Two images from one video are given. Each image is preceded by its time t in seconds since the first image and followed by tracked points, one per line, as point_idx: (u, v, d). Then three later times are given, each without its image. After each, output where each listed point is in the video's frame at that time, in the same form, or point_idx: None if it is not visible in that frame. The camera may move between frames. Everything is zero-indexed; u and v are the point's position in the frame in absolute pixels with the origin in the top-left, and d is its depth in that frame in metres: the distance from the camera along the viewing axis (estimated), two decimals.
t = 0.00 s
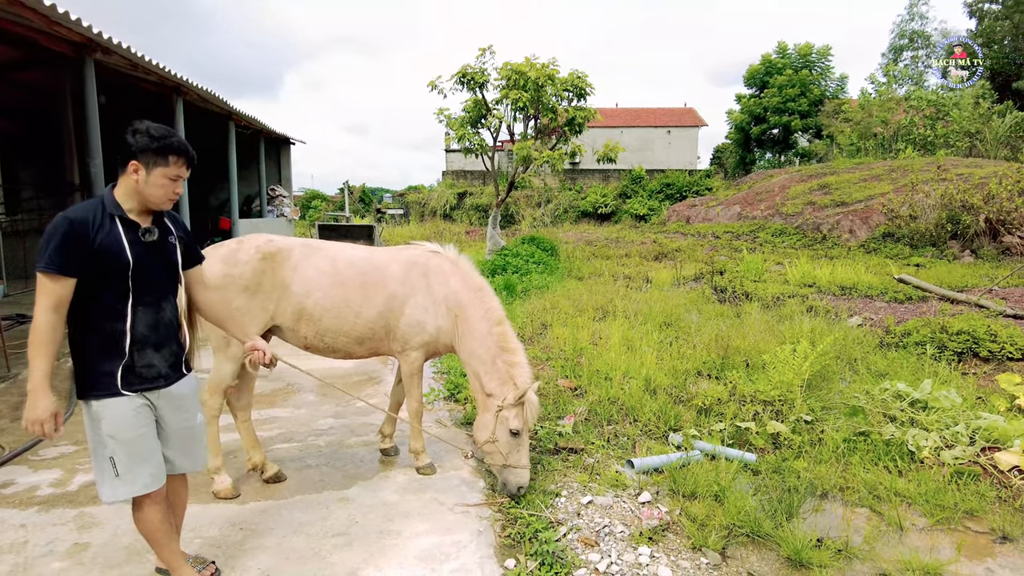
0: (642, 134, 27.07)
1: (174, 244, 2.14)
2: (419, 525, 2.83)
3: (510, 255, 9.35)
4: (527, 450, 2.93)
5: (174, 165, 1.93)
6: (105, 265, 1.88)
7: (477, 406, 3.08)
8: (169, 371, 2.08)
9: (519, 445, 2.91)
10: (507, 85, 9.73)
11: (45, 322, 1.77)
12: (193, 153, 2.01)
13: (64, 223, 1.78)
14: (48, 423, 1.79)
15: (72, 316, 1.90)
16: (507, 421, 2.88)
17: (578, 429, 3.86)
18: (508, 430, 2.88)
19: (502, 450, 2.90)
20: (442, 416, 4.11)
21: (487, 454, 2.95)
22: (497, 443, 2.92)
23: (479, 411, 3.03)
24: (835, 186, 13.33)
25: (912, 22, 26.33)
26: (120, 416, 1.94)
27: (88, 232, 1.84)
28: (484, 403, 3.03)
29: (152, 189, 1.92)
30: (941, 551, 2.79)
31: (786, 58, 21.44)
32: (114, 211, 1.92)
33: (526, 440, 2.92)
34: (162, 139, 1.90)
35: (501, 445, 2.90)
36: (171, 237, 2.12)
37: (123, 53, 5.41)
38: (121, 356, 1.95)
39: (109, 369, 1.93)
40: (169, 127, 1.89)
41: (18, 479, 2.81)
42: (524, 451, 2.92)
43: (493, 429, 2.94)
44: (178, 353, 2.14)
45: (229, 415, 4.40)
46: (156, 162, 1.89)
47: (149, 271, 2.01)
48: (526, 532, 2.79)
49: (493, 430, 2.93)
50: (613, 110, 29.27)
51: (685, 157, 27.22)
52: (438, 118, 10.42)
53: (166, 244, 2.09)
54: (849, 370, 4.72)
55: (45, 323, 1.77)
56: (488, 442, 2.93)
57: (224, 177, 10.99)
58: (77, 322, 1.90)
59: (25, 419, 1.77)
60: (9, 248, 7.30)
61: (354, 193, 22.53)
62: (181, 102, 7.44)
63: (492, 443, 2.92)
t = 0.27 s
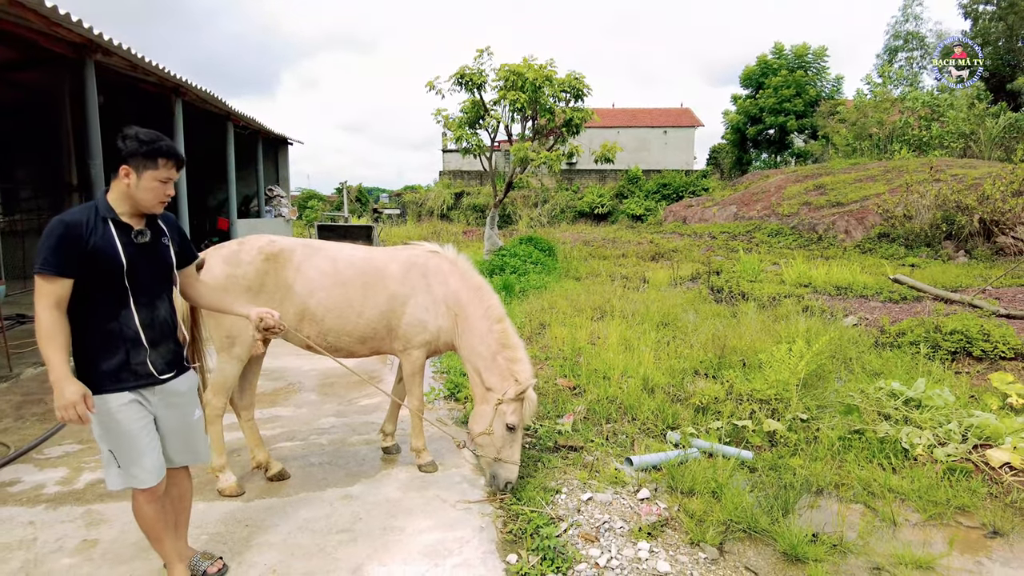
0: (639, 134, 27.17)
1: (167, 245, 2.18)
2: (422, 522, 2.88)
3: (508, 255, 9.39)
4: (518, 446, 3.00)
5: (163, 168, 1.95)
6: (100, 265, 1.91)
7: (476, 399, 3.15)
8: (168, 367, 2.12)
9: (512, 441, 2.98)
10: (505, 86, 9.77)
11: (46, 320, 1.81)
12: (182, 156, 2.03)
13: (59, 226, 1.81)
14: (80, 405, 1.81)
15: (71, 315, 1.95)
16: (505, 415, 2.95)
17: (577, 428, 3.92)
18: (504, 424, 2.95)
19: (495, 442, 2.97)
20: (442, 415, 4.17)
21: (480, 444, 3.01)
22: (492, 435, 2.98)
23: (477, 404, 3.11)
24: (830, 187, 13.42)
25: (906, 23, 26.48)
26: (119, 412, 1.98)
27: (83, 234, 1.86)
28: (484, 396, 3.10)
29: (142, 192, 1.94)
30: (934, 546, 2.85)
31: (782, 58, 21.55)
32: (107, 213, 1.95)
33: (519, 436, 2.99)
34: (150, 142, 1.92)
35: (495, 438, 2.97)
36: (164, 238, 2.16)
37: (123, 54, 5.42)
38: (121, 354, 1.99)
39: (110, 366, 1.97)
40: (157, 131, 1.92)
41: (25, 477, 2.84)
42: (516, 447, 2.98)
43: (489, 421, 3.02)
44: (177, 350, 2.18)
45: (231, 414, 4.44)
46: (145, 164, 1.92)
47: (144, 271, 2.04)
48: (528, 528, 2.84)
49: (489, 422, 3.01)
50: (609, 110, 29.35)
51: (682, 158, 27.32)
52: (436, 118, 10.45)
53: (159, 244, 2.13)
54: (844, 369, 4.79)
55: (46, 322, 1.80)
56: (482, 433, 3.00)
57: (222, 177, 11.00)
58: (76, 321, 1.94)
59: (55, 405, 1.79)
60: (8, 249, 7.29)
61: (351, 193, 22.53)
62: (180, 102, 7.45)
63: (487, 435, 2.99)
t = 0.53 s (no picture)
0: (636, 136, 27.28)
1: (155, 240, 2.28)
2: (425, 517, 2.94)
3: (506, 255, 9.46)
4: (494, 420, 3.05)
5: (138, 166, 2.05)
6: (92, 267, 2.02)
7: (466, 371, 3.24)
8: (169, 356, 2.22)
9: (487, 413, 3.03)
10: (504, 88, 9.85)
11: (47, 327, 1.93)
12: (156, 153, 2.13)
13: (46, 234, 1.91)
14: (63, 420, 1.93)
15: (69, 317, 2.04)
16: (480, 386, 3.02)
17: (575, 425, 4.00)
18: (478, 395, 3.01)
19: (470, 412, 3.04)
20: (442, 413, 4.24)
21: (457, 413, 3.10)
22: (469, 405, 3.07)
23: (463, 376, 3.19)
24: (826, 188, 13.53)
25: (901, 25, 26.68)
26: (104, 416, 2.05)
27: (72, 239, 1.96)
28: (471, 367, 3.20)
29: (122, 191, 2.04)
30: (923, 539, 2.93)
31: (778, 60, 21.69)
32: (92, 216, 2.04)
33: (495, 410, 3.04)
34: (124, 143, 2.02)
35: (470, 407, 3.05)
36: (150, 233, 2.27)
37: (125, 56, 5.48)
38: (122, 348, 2.09)
39: (110, 362, 2.06)
40: (128, 130, 2.00)
41: (33, 474, 2.90)
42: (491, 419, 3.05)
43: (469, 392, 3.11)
44: (176, 340, 2.28)
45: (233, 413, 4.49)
46: (122, 165, 2.02)
47: (134, 267, 2.15)
48: (528, 522, 2.90)
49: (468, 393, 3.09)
50: (607, 112, 29.47)
51: (679, 159, 27.43)
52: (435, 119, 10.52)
53: (147, 241, 2.23)
54: (838, 368, 4.87)
55: (47, 328, 1.93)
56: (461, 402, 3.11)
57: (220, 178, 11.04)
58: (75, 322, 2.05)
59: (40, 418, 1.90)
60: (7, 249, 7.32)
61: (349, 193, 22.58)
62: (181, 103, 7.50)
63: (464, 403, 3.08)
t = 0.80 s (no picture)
0: (635, 137, 27.39)
1: (127, 246, 2.31)
2: (430, 515, 3.01)
3: (506, 257, 9.52)
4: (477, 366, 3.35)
5: (102, 171, 2.08)
6: (62, 277, 2.04)
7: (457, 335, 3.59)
8: (143, 362, 2.27)
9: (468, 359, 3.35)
10: (504, 91, 9.94)
11: (19, 338, 1.97)
12: (119, 157, 2.15)
13: (13, 247, 1.93)
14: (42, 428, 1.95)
15: (42, 327, 2.08)
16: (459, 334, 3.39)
17: (577, 426, 4.07)
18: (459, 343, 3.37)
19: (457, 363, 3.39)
20: (445, 414, 4.32)
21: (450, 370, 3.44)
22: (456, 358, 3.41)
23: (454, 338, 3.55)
24: (824, 190, 13.63)
25: (897, 27, 26.83)
26: (73, 418, 2.08)
27: (40, 251, 1.99)
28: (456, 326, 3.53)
29: (87, 198, 2.06)
30: (918, 536, 3.00)
31: (776, 62, 21.80)
32: (58, 226, 2.06)
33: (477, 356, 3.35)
34: (85, 150, 2.04)
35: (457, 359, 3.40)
36: (122, 239, 2.29)
37: (129, 60, 5.55)
38: (95, 356, 2.13)
39: (84, 369, 2.10)
40: (89, 136, 2.02)
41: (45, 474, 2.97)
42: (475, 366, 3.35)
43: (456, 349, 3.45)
44: (150, 346, 2.32)
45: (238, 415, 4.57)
46: (86, 172, 2.04)
47: (106, 274, 2.18)
48: (532, 520, 2.98)
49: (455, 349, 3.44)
50: (605, 113, 29.58)
51: (677, 161, 27.54)
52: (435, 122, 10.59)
53: (117, 247, 2.25)
54: (835, 369, 4.95)
55: (20, 340, 1.97)
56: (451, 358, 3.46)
57: (221, 180, 11.10)
58: (48, 332, 2.08)
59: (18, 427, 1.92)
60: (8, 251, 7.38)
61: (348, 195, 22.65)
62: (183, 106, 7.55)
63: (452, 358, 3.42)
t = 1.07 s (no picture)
0: (637, 141, 27.51)
1: (114, 246, 2.42)
2: (435, 512, 3.10)
3: (508, 260, 9.62)
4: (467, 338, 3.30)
5: (89, 174, 2.20)
6: (48, 278, 2.17)
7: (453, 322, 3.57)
8: (129, 361, 2.38)
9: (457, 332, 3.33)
10: (506, 96, 10.06)
11: (7, 336, 2.10)
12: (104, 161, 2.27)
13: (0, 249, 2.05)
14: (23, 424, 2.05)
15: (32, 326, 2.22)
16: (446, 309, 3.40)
17: (578, 426, 4.17)
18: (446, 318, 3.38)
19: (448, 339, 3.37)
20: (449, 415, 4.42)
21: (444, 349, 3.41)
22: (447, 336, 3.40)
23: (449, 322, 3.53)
24: (824, 194, 13.71)
25: (897, 31, 26.93)
26: (66, 414, 2.21)
27: (27, 253, 2.11)
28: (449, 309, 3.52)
29: (75, 200, 2.18)
30: (910, 533, 3.09)
31: (776, 66, 21.90)
32: (46, 228, 2.18)
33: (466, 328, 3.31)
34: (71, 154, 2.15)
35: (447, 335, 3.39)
36: (109, 241, 2.40)
37: (138, 67, 5.67)
38: (81, 354, 2.24)
39: (72, 367, 2.23)
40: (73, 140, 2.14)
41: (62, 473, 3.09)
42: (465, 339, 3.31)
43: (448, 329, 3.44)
44: (136, 344, 2.43)
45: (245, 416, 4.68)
46: (72, 175, 2.17)
47: (92, 275, 2.29)
48: (534, 517, 3.07)
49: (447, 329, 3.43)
50: (606, 117, 29.72)
51: (679, 165, 27.64)
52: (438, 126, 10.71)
53: (104, 249, 2.37)
54: (833, 372, 5.03)
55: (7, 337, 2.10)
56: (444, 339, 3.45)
57: (225, 185, 11.23)
58: (37, 331, 2.21)
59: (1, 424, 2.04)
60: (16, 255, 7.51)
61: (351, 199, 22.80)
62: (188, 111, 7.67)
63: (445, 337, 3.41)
